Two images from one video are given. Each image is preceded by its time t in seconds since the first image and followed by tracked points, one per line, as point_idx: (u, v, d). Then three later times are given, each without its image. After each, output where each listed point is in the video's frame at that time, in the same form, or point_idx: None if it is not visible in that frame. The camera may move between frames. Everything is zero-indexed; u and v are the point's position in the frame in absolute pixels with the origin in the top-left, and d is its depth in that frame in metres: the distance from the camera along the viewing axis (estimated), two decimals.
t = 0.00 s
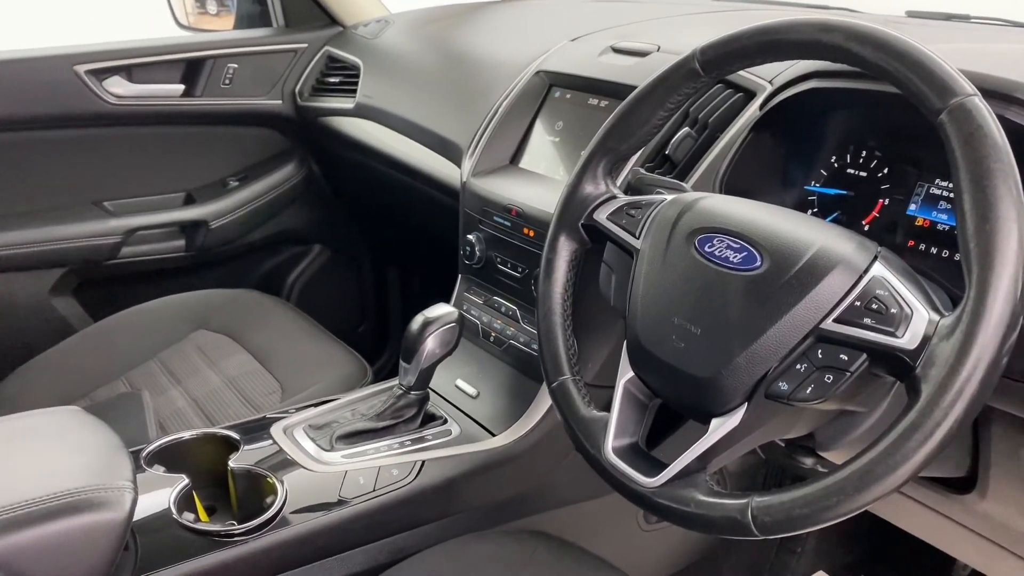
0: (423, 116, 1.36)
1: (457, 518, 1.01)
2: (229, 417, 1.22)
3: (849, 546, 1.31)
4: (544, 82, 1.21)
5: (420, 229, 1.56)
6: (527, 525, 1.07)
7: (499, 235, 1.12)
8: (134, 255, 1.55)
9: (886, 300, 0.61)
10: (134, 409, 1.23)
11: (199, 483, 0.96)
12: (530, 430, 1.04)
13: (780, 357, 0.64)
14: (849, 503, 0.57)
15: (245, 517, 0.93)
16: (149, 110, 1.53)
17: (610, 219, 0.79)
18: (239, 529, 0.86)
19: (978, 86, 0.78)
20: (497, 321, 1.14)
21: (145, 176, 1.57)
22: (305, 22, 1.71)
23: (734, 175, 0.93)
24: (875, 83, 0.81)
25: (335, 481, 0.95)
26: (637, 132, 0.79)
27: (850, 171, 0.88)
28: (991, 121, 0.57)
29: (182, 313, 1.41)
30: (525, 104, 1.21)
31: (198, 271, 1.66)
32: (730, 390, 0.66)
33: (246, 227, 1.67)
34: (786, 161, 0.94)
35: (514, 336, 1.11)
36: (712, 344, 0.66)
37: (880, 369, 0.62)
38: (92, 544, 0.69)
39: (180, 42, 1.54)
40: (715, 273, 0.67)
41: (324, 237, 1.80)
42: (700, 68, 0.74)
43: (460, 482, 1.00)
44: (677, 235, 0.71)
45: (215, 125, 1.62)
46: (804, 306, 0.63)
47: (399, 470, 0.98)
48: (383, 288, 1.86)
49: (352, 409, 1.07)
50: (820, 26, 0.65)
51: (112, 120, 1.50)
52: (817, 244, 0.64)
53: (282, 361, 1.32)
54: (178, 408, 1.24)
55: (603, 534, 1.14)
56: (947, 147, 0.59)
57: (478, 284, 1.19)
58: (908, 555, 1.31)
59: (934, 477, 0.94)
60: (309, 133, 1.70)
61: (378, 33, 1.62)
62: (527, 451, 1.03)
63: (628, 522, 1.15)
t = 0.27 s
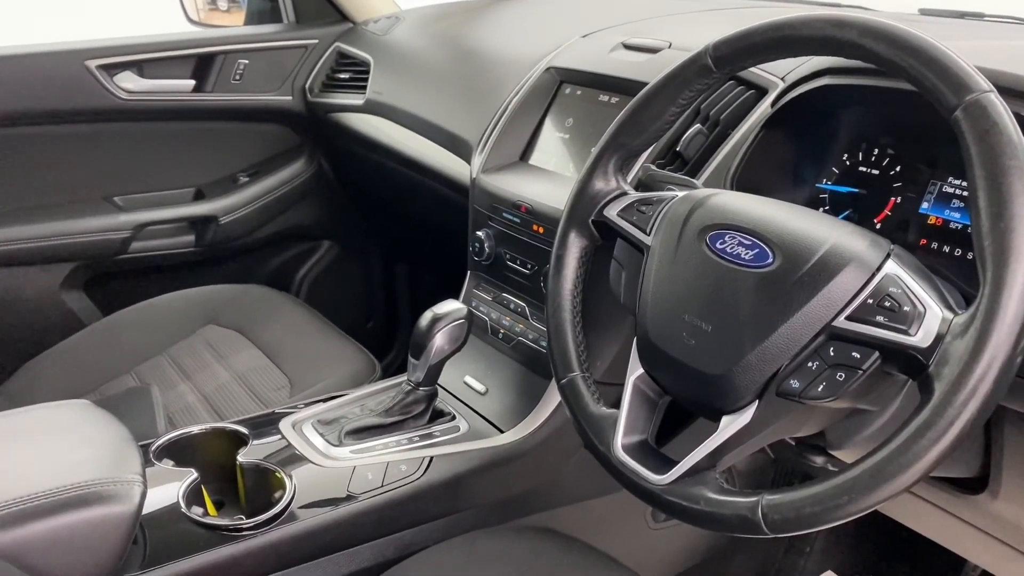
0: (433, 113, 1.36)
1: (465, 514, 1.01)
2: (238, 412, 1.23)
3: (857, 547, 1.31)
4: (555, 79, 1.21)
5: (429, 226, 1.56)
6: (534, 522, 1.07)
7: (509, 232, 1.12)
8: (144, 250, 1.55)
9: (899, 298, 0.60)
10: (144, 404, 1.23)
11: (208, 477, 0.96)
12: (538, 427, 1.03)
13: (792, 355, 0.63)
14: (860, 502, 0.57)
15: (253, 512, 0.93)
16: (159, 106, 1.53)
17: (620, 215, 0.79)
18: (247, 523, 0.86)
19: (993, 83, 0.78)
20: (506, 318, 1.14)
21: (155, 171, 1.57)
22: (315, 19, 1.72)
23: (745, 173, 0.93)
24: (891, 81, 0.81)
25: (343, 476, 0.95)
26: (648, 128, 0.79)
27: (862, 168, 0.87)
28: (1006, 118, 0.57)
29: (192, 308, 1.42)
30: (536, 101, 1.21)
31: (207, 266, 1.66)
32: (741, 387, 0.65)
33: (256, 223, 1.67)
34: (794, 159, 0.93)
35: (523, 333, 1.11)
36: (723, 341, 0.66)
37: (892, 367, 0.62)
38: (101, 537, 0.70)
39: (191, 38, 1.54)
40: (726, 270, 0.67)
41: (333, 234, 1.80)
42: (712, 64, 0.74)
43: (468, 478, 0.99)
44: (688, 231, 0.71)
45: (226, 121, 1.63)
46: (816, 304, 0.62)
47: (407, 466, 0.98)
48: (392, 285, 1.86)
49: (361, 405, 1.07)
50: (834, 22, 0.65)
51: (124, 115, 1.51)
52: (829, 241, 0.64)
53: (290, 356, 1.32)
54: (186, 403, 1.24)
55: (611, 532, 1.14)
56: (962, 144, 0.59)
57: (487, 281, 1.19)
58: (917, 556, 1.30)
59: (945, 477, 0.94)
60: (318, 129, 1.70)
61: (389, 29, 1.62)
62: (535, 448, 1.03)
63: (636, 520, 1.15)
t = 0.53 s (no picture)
0: (443, 110, 1.36)
1: (473, 511, 1.01)
2: (247, 407, 1.23)
3: (866, 547, 1.30)
4: (565, 76, 1.21)
5: (438, 223, 1.56)
6: (542, 520, 1.07)
7: (518, 229, 1.12)
8: (154, 245, 1.56)
9: (911, 296, 0.60)
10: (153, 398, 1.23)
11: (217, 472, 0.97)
12: (547, 424, 1.03)
13: (803, 353, 0.63)
14: (870, 501, 0.57)
15: (261, 506, 0.92)
16: (169, 101, 1.54)
17: (630, 212, 0.78)
18: (256, 518, 0.87)
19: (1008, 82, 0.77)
20: (515, 315, 1.14)
21: (166, 166, 1.58)
22: (326, 15, 1.72)
23: (756, 171, 0.92)
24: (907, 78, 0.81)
25: (352, 472, 0.95)
26: (660, 125, 0.78)
27: (874, 167, 0.86)
28: (1022, 116, 0.56)
29: (201, 304, 1.42)
30: (546, 98, 1.21)
31: (217, 262, 1.67)
32: (752, 386, 0.65)
33: (266, 219, 1.68)
34: (806, 157, 0.93)
35: (532, 330, 1.11)
36: (734, 339, 0.65)
37: (904, 366, 0.61)
38: (111, 530, 0.70)
39: (202, 34, 1.55)
40: (738, 267, 0.67)
41: (342, 230, 1.80)
42: (724, 60, 0.73)
43: (476, 475, 0.99)
44: (699, 229, 0.71)
45: (236, 117, 1.63)
46: (828, 302, 0.62)
47: (415, 462, 0.98)
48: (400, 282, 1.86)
49: (370, 400, 1.08)
50: (848, 18, 0.64)
51: (134, 111, 1.51)
52: (841, 239, 0.64)
53: (299, 352, 1.32)
54: (196, 397, 1.25)
55: (619, 530, 1.13)
56: (977, 142, 0.58)
57: (495, 278, 1.19)
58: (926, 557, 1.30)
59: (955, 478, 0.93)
60: (328, 125, 1.70)
61: (399, 26, 1.62)
62: (544, 445, 1.03)
63: (644, 518, 1.15)
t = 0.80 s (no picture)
0: (454, 107, 1.36)
1: (480, 509, 1.01)
2: (255, 403, 1.23)
3: (875, 550, 1.30)
4: (576, 74, 1.21)
5: (447, 221, 1.56)
6: (549, 519, 1.07)
7: (528, 227, 1.11)
8: (164, 241, 1.56)
9: (924, 297, 0.60)
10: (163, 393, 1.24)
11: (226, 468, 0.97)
12: (555, 423, 1.03)
13: (813, 353, 0.63)
14: (880, 503, 0.56)
15: (269, 503, 0.93)
16: (180, 98, 1.55)
17: (641, 211, 0.78)
18: (264, 515, 0.87)
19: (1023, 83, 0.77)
20: (523, 313, 1.14)
21: (176, 163, 1.59)
22: (337, 13, 1.72)
23: (767, 170, 0.92)
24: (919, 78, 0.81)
25: (360, 469, 0.95)
26: (671, 124, 0.78)
27: (886, 168, 0.86)
28: None
29: (210, 300, 1.43)
30: (556, 97, 1.21)
31: (227, 258, 1.67)
32: (761, 386, 0.65)
33: (276, 216, 1.68)
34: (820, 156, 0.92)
35: (540, 328, 1.11)
36: (744, 339, 0.65)
37: (915, 367, 0.61)
38: (120, 524, 0.70)
39: (213, 31, 1.55)
40: (748, 267, 0.66)
41: (352, 227, 1.80)
42: (736, 59, 0.73)
43: (483, 473, 0.99)
44: (710, 227, 0.70)
45: (247, 114, 1.64)
46: (839, 302, 0.62)
47: (423, 459, 0.98)
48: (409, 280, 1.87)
49: (378, 397, 1.08)
50: (861, 17, 0.64)
51: (146, 107, 1.52)
52: (853, 239, 0.63)
53: (308, 349, 1.33)
54: (205, 393, 1.25)
55: (627, 530, 1.13)
56: (991, 143, 0.58)
57: (504, 276, 1.19)
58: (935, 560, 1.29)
59: (966, 481, 0.93)
60: (338, 123, 1.70)
61: (410, 24, 1.62)
62: (552, 444, 1.03)
63: (651, 519, 1.15)
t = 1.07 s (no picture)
0: (464, 107, 1.36)
1: (488, 509, 1.01)
2: (264, 400, 1.24)
3: (884, 555, 1.29)
4: (587, 74, 1.21)
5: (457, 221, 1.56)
6: (556, 519, 1.07)
7: (537, 227, 1.11)
8: (175, 238, 1.57)
9: (935, 300, 0.59)
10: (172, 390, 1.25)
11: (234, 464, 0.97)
12: (563, 423, 1.03)
13: (823, 356, 0.62)
14: (889, 508, 0.56)
15: (276, 500, 0.92)
16: (193, 95, 1.55)
17: (651, 212, 0.78)
18: (271, 511, 0.87)
19: None
20: (532, 313, 1.14)
21: (188, 160, 1.59)
22: (349, 12, 1.72)
23: (778, 172, 0.92)
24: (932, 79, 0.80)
25: (367, 468, 0.95)
26: (682, 125, 0.78)
27: (897, 170, 0.85)
28: None
29: (220, 297, 1.43)
30: (567, 97, 1.21)
31: (237, 256, 1.68)
32: (771, 388, 0.64)
33: (286, 214, 1.69)
34: (830, 159, 0.91)
35: (549, 328, 1.11)
36: (754, 341, 0.65)
37: (926, 371, 0.60)
38: (127, 519, 0.71)
39: (225, 29, 1.56)
40: (758, 269, 0.66)
41: (362, 226, 1.81)
42: (748, 60, 0.73)
43: (491, 473, 0.99)
44: (720, 229, 0.70)
45: (258, 112, 1.64)
46: (850, 305, 0.62)
47: (430, 458, 0.98)
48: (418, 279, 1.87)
49: (386, 396, 1.08)
50: (874, 19, 0.63)
51: (158, 104, 1.53)
52: (864, 242, 0.63)
53: (317, 347, 1.33)
54: (214, 390, 1.26)
55: (634, 531, 1.13)
56: (1005, 146, 0.58)
57: (513, 275, 1.19)
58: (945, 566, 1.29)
59: (976, 486, 0.92)
60: (349, 121, 1.70)
61: (422, 23, 1.62)
62: (559, 445, 1.03)
63: (659, 521, 1.14)
